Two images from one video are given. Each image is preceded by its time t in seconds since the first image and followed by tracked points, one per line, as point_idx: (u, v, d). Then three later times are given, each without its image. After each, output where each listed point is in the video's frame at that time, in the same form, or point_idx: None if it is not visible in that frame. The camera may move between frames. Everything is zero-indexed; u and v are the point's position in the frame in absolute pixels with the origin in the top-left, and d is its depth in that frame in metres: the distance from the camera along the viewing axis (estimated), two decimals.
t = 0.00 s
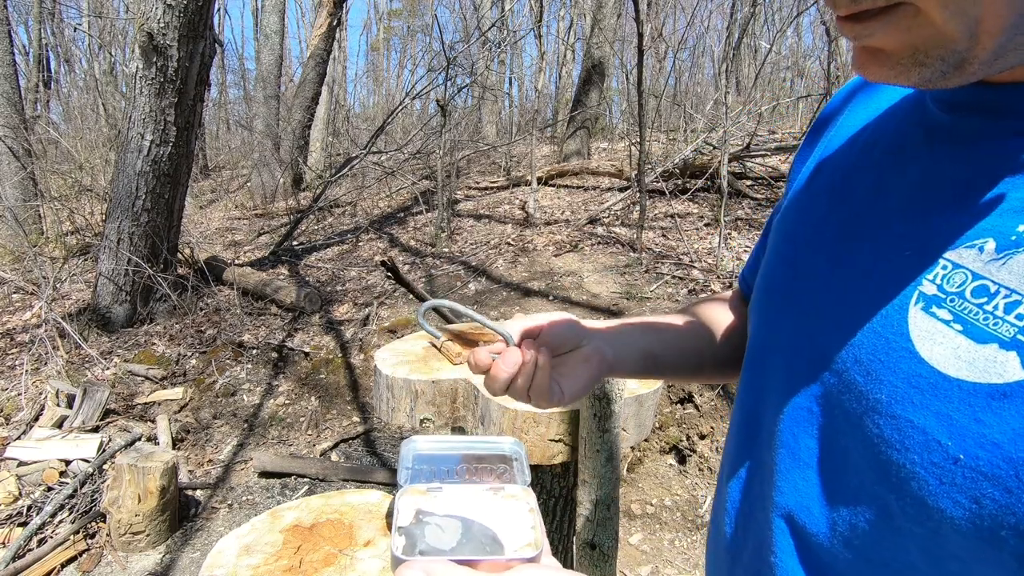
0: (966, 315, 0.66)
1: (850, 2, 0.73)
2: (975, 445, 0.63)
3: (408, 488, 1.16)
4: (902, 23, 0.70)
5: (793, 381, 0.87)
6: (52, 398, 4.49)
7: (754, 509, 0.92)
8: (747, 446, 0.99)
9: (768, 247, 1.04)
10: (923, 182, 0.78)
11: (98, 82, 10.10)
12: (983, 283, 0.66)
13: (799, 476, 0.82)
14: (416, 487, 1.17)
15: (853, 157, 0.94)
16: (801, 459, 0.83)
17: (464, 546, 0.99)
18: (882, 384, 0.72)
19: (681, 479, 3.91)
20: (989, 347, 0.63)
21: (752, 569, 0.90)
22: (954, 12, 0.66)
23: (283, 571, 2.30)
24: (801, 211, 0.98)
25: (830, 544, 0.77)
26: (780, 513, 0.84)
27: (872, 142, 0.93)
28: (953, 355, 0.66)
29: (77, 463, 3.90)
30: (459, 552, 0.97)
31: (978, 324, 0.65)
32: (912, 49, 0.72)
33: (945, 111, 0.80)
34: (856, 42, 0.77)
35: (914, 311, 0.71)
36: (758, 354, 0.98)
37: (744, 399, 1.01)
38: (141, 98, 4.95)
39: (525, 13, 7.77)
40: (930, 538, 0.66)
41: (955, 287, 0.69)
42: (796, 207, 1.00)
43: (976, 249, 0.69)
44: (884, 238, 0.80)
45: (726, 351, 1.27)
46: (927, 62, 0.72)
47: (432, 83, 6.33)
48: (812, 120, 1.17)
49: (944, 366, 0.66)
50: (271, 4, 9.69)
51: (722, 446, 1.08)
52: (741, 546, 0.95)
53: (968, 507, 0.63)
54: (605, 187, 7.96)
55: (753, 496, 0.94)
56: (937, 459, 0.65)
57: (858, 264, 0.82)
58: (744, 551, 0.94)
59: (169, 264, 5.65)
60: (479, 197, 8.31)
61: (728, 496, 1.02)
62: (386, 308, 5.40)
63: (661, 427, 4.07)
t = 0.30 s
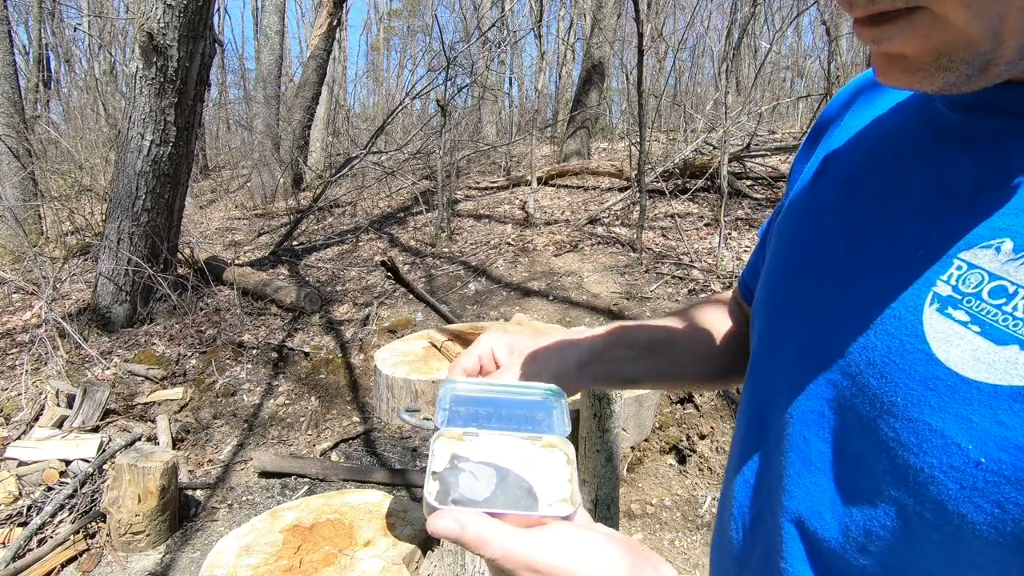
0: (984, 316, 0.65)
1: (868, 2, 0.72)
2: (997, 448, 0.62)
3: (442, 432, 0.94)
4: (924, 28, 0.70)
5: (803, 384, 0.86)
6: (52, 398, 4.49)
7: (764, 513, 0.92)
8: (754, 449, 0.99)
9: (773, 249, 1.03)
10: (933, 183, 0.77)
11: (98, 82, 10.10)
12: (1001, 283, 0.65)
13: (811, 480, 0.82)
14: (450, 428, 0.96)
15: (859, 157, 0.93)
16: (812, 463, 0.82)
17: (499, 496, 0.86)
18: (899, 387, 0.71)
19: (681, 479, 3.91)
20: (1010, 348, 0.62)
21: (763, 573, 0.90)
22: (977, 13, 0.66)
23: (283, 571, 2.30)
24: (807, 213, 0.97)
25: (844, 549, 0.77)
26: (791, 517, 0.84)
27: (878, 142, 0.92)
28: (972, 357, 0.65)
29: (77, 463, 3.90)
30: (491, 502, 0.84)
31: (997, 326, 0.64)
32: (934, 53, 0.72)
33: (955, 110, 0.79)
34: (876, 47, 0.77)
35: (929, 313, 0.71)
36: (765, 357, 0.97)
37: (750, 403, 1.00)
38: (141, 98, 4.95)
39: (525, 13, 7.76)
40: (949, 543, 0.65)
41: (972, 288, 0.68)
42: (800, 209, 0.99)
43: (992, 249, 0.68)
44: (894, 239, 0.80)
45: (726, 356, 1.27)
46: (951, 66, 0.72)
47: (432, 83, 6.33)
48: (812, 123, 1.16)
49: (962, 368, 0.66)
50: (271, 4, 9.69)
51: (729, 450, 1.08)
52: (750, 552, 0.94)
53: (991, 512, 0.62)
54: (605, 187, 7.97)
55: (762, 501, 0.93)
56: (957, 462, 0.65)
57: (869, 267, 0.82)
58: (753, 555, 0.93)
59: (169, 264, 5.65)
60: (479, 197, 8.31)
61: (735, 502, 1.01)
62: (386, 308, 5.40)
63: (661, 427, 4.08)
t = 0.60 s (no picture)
0: (980, 317, 0.65)
1: (868, 13, 0.73)
2: (997, 449, 0.62)
3: (455, 431, 0.94)
4: (930, 32, 0.70)
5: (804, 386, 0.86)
6: (52, 398, 4.49)
7: (766, 517, 0.92)
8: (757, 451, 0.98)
9: (771, 252, 1.03)
10: (929, 185, 0.77)
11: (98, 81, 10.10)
12: (995, 284, 0.65)
13: (812, 484, 0.82)
14: (465, 426, 0.96)
15: (856, 159, 0.93)
16: (814, 466, 0.82)
17: (511, 489, 0.85)
18: (898, 389, 0.71)
19: (681, 479, 3.91)
20: (1006, 348, 0.63)
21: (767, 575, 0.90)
22: (980, 14, 0.66)
23: (282, 571, 2.30)
24: (804, 216, 0.97)
25: (848, 551, 0.77)
26: (796, 521, 0.84)
27: (875, 144, 0.92)
28: (969, 357, 0.65)
29: (77, 463, 3.90)
30: (504, 496, 0.83)
31: (994, 326, 0.64)
32: (942, 57, 0.72)
33: (948, 113, 0.79)
34: (881, 59, 0.78)
35: (926, 314, 0.71)
36: (766, 360, 0.97)
37: (751, 407, 1.00)
38: (141, 98, 4.95)
39: (525, 13, 7.76)
40: (951, 544, 0.66)
41: (967, 289, 0.67)
42: (797, 213, 0.99)
43: (986, 250, 0.67)
44: (893, 241, 0.79)
45: (727, 360, 1.22)
46: (958, 69, 0.72)
47: (432, 83, 6.34)
48: (805, 132, 1.16)
49: (960, 369, 0.66)
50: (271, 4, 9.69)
51: (730, 452, 1.07)
52: (755, 555, 0.94)
53: (993, 512, 0.62)
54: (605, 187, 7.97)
55: (765, 505, 0.93)
56: (957, 463, 0.65)
57: (866, 268, 0.81)
58: (757, 559, 0.93)
59: (169, 264, 5.65)
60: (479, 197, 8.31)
61: (739, 507, 1.00)
62: (386, 308, 5.40)
63: (661, 427, 4.08)
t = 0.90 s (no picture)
0: (978, 315, 0.65)
1: (865, 15, 0.72)
2: (994, 445, 0.62)
3: (449, 441, 0.96)
4: (927, 38, 0.70)
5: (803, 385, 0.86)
6: (52, 398, 4.49)
7: (767, 514, 0.92)
8: (756, 450, 0.98)
9: (769, 251, 1.03)
10: (927, 185, 0.77)
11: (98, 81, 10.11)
12: (994, 282, 0.65)
13: (812, 481, 0.82)
14: (458, 436, 0.97)
15: (855, 158, 0.93)
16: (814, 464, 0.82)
17: (505, 494, 0.86)
18: (895, 386, 0.71)
19: (681, 479, 3.91)
20: (1003, 345, 0.62)
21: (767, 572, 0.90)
22: (977, 19, 0.66)
23: (282, 571, 2.30)
24: (803, 215, 0.97)
25: (846, 548, 0.77)
26: (796, 519, 0.84)
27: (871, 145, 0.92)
28: (966, 354, 0.65)
29: (78, 463, 3.90)
30: (498, 501, 0.84)
31: (990, 323, 0.64)
32: (942, 59, 0.71)
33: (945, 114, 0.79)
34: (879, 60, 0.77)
35: (925, 313, 0.71)
36: (766, 358, 0.97)
37: (751, 406, 1.00)
38: (141, 98, 4.95)
39: (525, 13, 7.76)
40: (948, 540, 0.65)
41: (966, 288, 0.67)
42: (795, 212, 0.99)
43: (984, 249, 0.67)
44: (891, 240, 0.79)
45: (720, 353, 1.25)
46: (957, 72, 0.72)
47: (432, 83, 6.34)
48: (802, 130, 1.17)
49: (958, 367, 0.65)
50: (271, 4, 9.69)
51: (731, 450, 1.07)
52: (755, 552, 0.94)
53: (990, 509, 0.62)
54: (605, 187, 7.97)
55: (765, 502, 0.93)
56: (954, 459, 0.65)
57: (866, 267, 0.81)
58: (758, 556, 0.93)
59: (169, 264, 5.65)
60: (480, 197, 8.31)
61: (738, 505, 1.00)
62: (386, 308, 5.40)
63: (661, 427, 4.08)
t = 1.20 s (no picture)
0: (985, 315, 0.65)
1: (874, 16, 0.71)
2: (1002, 445, 0.62)
3: (443, 448, 0.96)
4: (933, 40, 0.68)
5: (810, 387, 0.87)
6: (52, 398, 4.49)
7: (773, 513, 0.92)
8: (759, 451, 0.99)
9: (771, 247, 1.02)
10: (932, 185, 0.77)
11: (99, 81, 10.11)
12: (999, 281, 0.65)
13: (817, 480, 0.83)
14: (449, 445, 0.97)
15: (861, 157, 0.93)
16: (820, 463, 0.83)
17: (504, 488, 0.87)
18: (902, 386, 0.71)
19: (681, 479, 3.90)
20: (1012, 346, 0.62)
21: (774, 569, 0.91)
22: (984, 22, 0.64)
23: (282, 571, 2.30)
24: (807, 213, 0.96)
25: (854, 549, 0.77)
26: (799, 517, 0.85)
27: (878, 143, 0.92)
28: (973, 355, 0.65)
29: (77, 463, 3.90)
30: (498, 492, 0.85)
31: (998, 323, 0.64)
32: (951, 61, 0.70)
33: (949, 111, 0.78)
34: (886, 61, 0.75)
35: (929, 312, 0.71)
36: (769, 357, 0.97)
37: (752, 405, 1.01)
38: (141, 98, 4.95)
39: (525, 13, 7.75)
40: (955, 541, 0.65)
41: (971, 287, 0.67)
42: (799, 206, 0.98)
43: (989, 248, 0.67)
44: (900, 242, 0.79)
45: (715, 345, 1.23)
46: (969, 72, 0.70)
47: (432, 83, 6.34)
48: (806, 123, 1.16)
49: (964, 367, 0.65)
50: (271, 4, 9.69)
51: (733, 445, 1.08)
52: (757, 552, 0.95)
53: (997, 509, 0.62)
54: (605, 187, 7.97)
55: (770, 500, 0.94)
56: (961, 460, 0.65)
57: (875, 269, 0.81)
58: (762, 553, 0.94)
59: (169, 265, 5.66)
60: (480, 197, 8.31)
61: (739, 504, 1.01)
62: (386, 308, 5.40)
63: (661, 427, 4.08)
